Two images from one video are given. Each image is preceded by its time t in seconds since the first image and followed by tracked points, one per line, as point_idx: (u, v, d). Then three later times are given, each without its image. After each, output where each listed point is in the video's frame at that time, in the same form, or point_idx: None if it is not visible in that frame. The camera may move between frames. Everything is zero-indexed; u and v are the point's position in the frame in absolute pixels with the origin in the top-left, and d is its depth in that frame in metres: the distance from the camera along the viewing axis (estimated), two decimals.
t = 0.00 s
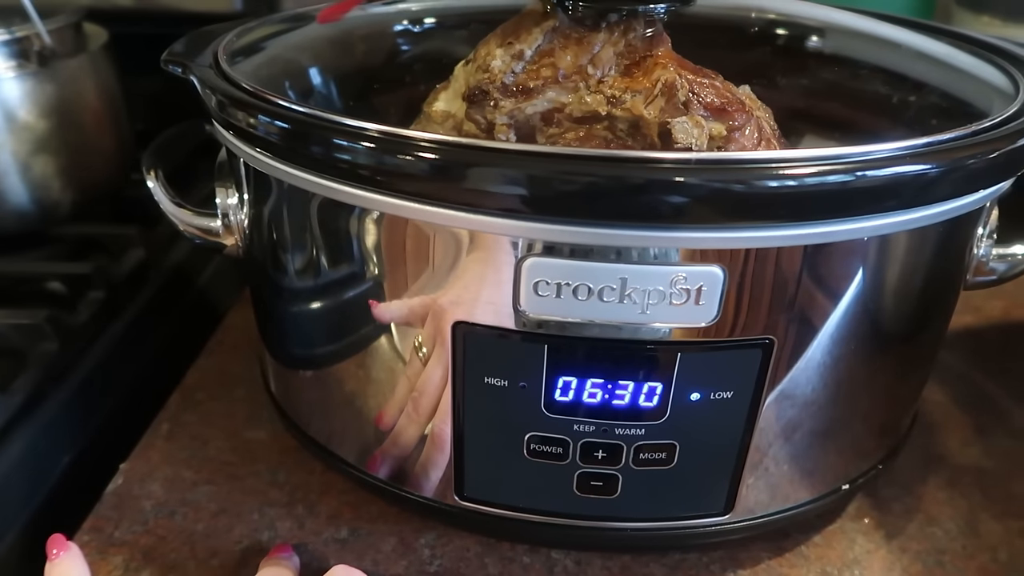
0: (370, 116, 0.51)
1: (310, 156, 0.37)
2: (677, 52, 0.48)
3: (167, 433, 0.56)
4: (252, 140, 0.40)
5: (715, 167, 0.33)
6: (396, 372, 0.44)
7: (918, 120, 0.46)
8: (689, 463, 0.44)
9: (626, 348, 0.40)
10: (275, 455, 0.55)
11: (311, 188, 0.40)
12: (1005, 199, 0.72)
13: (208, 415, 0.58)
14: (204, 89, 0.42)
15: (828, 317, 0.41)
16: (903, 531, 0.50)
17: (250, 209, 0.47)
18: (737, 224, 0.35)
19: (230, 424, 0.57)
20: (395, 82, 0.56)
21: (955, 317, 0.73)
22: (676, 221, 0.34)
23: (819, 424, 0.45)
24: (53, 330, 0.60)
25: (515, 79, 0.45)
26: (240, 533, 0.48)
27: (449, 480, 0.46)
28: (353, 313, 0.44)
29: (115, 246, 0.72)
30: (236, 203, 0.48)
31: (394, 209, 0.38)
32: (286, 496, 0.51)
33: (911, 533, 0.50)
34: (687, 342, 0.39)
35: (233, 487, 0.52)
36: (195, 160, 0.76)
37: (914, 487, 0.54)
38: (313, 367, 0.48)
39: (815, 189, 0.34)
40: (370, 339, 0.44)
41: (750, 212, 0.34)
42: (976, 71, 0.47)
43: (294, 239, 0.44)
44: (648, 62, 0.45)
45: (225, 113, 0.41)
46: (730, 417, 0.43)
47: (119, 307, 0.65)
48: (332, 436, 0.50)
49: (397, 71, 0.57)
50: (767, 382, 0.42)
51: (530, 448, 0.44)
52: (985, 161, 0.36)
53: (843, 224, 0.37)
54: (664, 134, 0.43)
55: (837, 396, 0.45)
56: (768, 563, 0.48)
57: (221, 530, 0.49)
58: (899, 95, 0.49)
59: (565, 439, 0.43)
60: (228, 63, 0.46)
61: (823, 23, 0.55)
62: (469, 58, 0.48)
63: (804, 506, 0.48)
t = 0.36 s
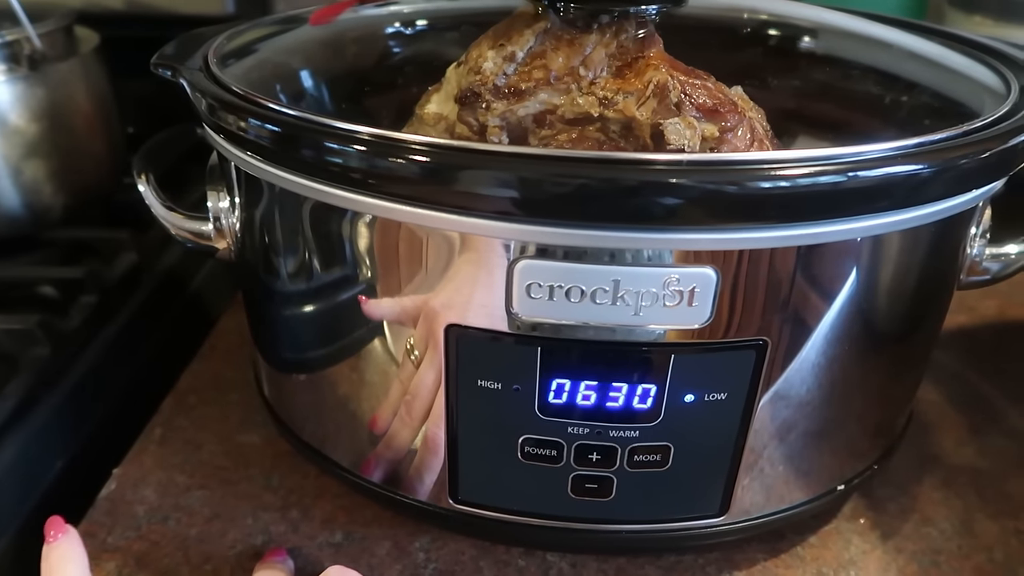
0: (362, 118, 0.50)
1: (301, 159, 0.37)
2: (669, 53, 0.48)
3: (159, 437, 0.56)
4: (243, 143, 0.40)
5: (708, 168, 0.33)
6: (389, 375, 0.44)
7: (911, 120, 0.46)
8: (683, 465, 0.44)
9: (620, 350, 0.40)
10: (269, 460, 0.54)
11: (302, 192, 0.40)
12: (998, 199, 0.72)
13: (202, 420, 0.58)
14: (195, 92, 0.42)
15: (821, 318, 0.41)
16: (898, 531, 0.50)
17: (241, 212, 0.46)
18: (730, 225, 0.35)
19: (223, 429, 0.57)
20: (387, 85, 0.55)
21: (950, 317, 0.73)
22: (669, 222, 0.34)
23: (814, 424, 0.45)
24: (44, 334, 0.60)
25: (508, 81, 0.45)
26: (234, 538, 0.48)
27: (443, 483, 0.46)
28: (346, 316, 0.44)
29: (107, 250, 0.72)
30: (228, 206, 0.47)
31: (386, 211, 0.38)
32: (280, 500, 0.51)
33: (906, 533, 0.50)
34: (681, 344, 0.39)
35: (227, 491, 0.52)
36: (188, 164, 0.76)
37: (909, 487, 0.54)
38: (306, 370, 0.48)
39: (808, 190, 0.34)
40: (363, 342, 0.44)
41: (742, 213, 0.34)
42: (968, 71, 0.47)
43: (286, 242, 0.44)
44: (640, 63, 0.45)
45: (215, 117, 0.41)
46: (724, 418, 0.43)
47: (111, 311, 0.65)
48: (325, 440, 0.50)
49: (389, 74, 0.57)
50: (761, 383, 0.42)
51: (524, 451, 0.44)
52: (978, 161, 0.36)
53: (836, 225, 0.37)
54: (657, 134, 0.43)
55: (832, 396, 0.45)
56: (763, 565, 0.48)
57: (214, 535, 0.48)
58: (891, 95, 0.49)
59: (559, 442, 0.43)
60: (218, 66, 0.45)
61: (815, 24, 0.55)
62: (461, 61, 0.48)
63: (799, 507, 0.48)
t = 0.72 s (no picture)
0: (359, 125, 0.51)
1: (299, 168, 0.37)
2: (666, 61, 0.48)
3: (156, 443, 0.56)
4: (241, 152, 0.40)
5: (704, 178, 0.33)
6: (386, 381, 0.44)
7: (908, 128, 0.46)
8: (679, 474, 0.44)
9: (616, 359, 0.40)
10: (265, 465, 0.54)
11: (300, 200, 0.40)
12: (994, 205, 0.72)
13: (198, 425, 0.58)
14: (192, 99, 0.42)
15: (817, 326, 0.41)
16: (894, 539, 0.50)
17: (239, 219, 0.46)
18: (726, 235, 0.35)
19: (220, 434, 0.57)
20: (386, 91, 0.56)
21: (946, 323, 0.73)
22: (666, 232, 0.34)
23: (810, 432, 0.45)
24: (41, 339, 0.60)
25: (505, 88, 0.45)
26: (230, 545, 0.48)
27: (439, 491, 0.46)
28: (343, 322, 0.44)
29: (104, 255, 0.72)
30: (225, 213, 0.47)
31: (383, 220, 0.38)
32: (277, 507, 0.51)
33: (902, 541, 0.50)
34: (678, 353, 0.39)
35: (224, 497, 0.52)
36: (186, 169, 0.76)
37: (906, 494, 0.54)
38: (303, 376, 0.48)
39: (804, 201, 0.34)
40: (360, 348, 0.44)
41: (738, 223, 0.34)
42: (964, 80, 0.47)
43: (283, 248, 0.44)
44: (637, 72, 0.45)
45: (212, 125, 0.41)
46: (720, 426, 0.43)
47: (109, 313, 0.65)
48: (322, 447, 0.50)
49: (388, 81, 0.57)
50: (757, 391, 0.42)
51: (520, 459, 0.44)
52: (974, 171, 0.37)
53: (832, 235, 0.37)
54: (653, 143, 0.43)
55: (827, 404, 0.45)
56: (759, 572, 0.48)
57: (211, 541, 0.48)
58: (886, 103, 0.49)
59: (555, 450, 0.43)
60: (216, 73, 0.45)
61: (813, 32, 0.55)
62: (459, 68, 0.48)
63: (795, 515, 0.48)
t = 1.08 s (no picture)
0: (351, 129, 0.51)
1: (289, 172, 0.37)
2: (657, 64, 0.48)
3: (147, 445, 0.56)
4: (231, 155, 0.40)
5: (693, 183, 0.34)
6: (376, 384, 0.44)
7: (898, 133, 0.47)
8: (668, 477, 0.44)
9: (606, 363, 0.40)
10: (256, 468, 0.54)
11: (290, 203, 0.40)
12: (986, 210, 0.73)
13: (189, 428, 0.58)
14: (182, 102, 0.42)
15: (807, 329, 0.41)
16: (883, 542, 0.50)
17: (229, 221, 0.46)
18: (716, 240, 0.35)
19: (211, 436, 0.57)
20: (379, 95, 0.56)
21: (938, 326, 0.73)
22: (656, 237, 0.34)
23: (799, 435, 0.45)
24: (32, 341, 0.61)
25: (496, 92, 0.45)
26: (220, 547, 0.48)
27: (429, 495, 0.46)
28: (334, 325, 0.44)
29: (96, 257, 0.72)
30: (215, 215, 0.47)
31: (374, 224, 0.38)
32: (267, 509, 0.51)
33: (891, 544, 0.50)
34: (668, 357, 0.40)
35: (214, 500, 0.52)
36: (179, 171, 0.76)
37: (895, 497, 0.54)
38: (293, 379, 0.48)
39: (793, 206, 0.34)
40: (350, 351, 0.44)
41: (727, 228, 0.34)
42: (953, 84, 0.47)
43: (273, 251, 0.44)
44: (628, 76, 0.45)
45: (203, 128, 0.41)
46: (709, 430, 0.43)
47: (101, 317, 0.65)
48: (312, 450, 0.50)
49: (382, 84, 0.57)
50: (747, 395, 0.42)
51: (509, 462, 0.44)
52: (962, 177, 0.37)
53: (820, 239, 0.37)
54: (644, 147, 0.43)
55: (817, 407, 0.45)
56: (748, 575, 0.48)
57: (200, 544, 0.48)
58: (876, 108, 0.50)
59: (544, 453, 0.43)
60: (206, 76, 0.45)
61: (804, 36, 0.55)
62: (450, 71, 0.48)
63: (784, 518, 0.48)
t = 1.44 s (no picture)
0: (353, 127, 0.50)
1: (291, 168, 0.37)
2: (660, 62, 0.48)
3: (147, 445, 0.56)
4: (233, 152, 0.39)
5: (699, 180, 0.33)
6: (378, 383, 0.44)
7: (902, 131, 0.46)
8: (672, 477, 0.44)
9: (609, 361, 0.39)
10: (257, 467, 0.54)
11: (292, 200, 0.40)
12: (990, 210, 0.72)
13: (189, 427, 0.57)
14: (183, 99, 0.42)
15: (812, 327, 0.41)
16: (888, 543, 0.50)
17: (230, 220, 0.46)
18: (720, 237, 0.35)
19: (212, 436, 0.57)
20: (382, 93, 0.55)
21: (942, 327, 0.73)
22: (662, 234, 0.34)
23: (804, 434, 0.45)
24: (32, 340, 0.60)
25: (499, 89, 0.45)
26: (220, 547, 0.48)
27: (430, 494, 0.46)
28: (335, 323, 0.44)
29: (97, 255, 0.72)
30: (216, 213, 0.47)
31: (377, 221, 0.38)
32: (267, 509, 0.51)
33: (896, 545, 0.50)
34: (672, 355, 0.39)
35: (214, 500, 0.51)
36: (180, 169, 0.76)
37: (900, 498, 0.53)
38: (295, 378, 0.48)
39: (799, 202, 0.34)
40: (352, 349, 0.44)
41: (732, 224, 0.34)
42: (958, 82, 0.47)
43: (275, 249, 0.43)
44: (632, 73, 0.45)
45: (204, 124, 0.40)
46: (713, 429, 0.43)
47: (103, 314, 0.65)
48: (314, 450, 0.50)
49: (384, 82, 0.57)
50: (751, 394, 0.42)
51: (511, 461, 0.43)
52: (968, 174, 0.36)
53: (826, 237, 0.37)
54: (647, 145, 0.43)
55: (821, 407, 0.44)
56: None
57: (200, 544, 0.48)
58: (880, 106, 0.49)
59: (547, 452, 0.43)
60: (207, 73, 0.45)
61: (807, 35, 0.55)
62: (453, 69, 0.48)
63: (789, 519, 0.48)
